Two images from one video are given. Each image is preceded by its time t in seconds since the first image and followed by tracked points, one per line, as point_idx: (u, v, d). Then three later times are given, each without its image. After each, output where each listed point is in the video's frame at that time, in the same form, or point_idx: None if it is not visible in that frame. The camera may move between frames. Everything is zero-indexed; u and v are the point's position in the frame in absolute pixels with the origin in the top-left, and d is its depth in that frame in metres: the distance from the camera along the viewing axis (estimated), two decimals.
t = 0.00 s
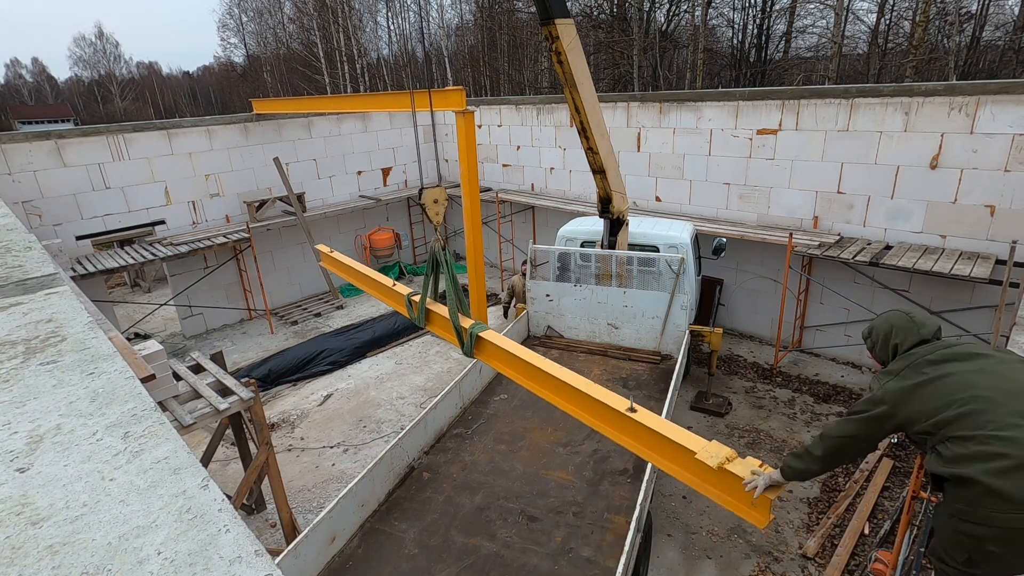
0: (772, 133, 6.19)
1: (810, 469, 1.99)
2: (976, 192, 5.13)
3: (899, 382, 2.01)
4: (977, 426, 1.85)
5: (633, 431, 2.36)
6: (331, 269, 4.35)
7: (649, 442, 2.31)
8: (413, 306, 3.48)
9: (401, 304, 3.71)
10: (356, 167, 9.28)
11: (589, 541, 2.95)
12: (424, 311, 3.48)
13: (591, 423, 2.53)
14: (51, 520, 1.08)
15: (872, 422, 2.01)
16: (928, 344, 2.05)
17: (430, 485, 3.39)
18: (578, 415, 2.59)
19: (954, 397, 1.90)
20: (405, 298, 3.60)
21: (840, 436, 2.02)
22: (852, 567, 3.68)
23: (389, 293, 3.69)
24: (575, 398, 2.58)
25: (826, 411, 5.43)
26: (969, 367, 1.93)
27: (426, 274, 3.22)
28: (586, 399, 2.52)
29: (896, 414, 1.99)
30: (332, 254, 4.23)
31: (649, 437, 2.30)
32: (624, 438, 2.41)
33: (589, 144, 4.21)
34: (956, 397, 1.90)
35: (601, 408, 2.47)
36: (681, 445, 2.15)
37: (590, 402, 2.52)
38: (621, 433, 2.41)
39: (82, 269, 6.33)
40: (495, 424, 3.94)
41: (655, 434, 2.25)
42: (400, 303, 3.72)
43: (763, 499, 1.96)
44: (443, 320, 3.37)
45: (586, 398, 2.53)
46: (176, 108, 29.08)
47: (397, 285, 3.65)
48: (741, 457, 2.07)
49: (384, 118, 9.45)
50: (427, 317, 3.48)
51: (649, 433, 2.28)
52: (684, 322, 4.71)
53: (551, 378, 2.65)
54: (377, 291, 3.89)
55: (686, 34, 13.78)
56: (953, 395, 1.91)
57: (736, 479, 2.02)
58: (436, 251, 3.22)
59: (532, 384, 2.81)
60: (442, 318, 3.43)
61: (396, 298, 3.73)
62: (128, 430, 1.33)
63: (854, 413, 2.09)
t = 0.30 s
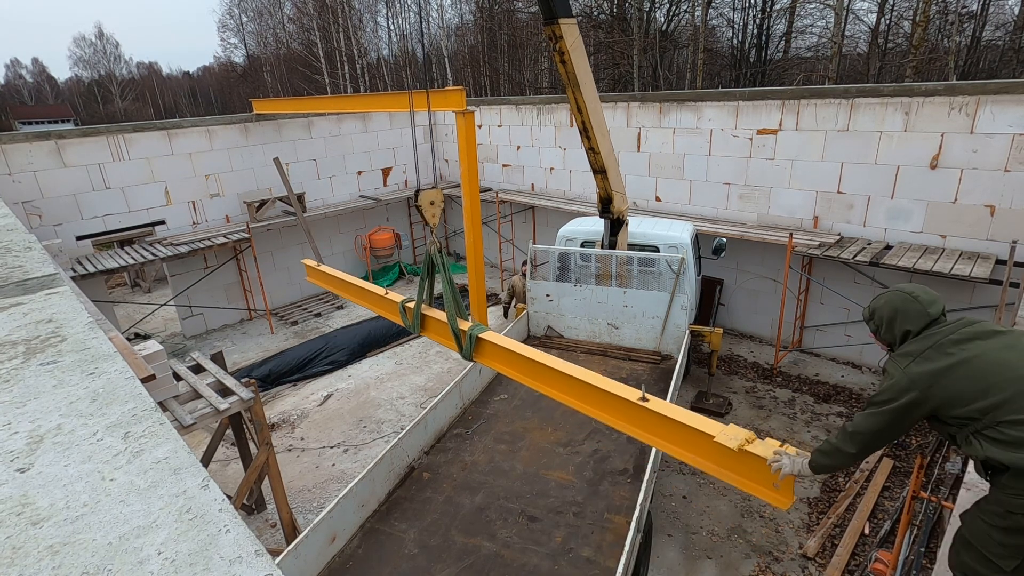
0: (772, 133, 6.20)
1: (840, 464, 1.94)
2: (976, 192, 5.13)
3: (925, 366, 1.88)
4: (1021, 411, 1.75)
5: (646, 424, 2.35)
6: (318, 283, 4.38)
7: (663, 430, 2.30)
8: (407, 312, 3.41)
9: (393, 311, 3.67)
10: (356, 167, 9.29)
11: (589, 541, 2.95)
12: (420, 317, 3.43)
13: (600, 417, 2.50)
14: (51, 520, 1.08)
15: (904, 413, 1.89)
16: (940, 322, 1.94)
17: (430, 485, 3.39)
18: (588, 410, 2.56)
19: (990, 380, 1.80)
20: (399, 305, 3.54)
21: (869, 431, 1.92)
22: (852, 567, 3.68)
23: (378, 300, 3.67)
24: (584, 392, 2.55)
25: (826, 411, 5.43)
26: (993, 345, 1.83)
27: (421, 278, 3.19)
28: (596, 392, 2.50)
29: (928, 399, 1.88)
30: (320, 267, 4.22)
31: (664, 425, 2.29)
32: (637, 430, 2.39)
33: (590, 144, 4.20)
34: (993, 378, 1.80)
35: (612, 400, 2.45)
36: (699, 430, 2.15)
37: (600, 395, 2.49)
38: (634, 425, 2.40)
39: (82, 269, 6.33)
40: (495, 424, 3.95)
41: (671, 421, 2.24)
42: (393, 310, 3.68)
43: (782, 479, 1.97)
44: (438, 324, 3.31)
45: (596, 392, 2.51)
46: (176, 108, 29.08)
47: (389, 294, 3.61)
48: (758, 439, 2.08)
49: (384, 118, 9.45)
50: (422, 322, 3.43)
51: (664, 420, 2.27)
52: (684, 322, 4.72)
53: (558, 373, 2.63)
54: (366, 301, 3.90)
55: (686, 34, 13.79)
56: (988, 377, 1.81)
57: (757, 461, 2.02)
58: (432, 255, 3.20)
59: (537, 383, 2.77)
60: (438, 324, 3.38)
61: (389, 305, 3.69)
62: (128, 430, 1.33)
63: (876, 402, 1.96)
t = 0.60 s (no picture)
0: (772, 133, 6.19)
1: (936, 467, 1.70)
2: (976, 192, 5.13)
3: (1005, 344, 1.68)
4: None
5: (729, 434, 2.30)
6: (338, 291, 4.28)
7: (747, 440, 2.27)
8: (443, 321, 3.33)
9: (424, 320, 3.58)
10: (356, 167, 9.29)
11: (589, 541, 2.95)
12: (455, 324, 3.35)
13: (675, 427, 2.46)
14: (51, 520, 1.08)
15: (984, 395, 1.70)
16: (1020, 298, 1.76)
17: (430, 485, 3.38)
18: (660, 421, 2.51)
19: None
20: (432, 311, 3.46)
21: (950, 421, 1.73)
22: (852, 567, 3.68)
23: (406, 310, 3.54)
24: (658, 403, 2.50)
25: (826, 411, 5.43)
26: None
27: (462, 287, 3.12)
28: (669, 402, 2.46)
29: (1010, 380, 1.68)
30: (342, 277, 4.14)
31: (748, 435, 2.26)
32: (717, 440, 2.35)
33: (596, 145, 4.20)
34: None
35: (687, 409, 2.41)
36: (791, 439, 2.11)
37: (674, 405, 2.46)
38: (715, 435, 2.36)
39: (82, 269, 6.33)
40: (495, 423, 3.95)
41: (758, 431, 2.21)
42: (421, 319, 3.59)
43: (889, 490, 1.93)
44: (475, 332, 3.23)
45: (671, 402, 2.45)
46: (176, 108, 29.08)
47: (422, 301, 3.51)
48: (858, 446, 2.04)
49: (384, 118, 9.44)
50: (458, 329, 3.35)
51: (748, 430, 2.24)
52: (684, 322, 4.74)
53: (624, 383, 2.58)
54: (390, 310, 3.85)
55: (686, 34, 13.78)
56: None
57: (860, 471, 1.98)
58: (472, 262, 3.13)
59: (600, 393, 2.72)
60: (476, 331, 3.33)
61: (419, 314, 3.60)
62: (128, 430, 1.33)
63: (957, 389, 1.76)
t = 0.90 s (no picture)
0: (772, 133, 6.20)
1: (991, 445, 1.75)
2: (976, 192, 5.13)
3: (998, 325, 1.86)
4: None
5: (807, 441, 2.13)
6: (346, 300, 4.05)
7: (831, 447, 2.09)
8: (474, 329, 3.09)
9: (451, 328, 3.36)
10: (356, 167, 9.29)
11: (589, 541, 2.95)
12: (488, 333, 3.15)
13: (755, 437, 2.26)
14: (51, 520, 1.08)
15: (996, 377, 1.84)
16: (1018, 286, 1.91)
17: (430, 485, 3.38)
18: (729, 429, 2.32)
19: None
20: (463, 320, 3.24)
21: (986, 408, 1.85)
22: (852, 567, 3.68)
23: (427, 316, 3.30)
24: (720, 407, 2.32)
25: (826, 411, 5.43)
26: None
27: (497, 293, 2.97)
28: (739, 409, 2.27)
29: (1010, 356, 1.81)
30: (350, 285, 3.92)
31: (833, 441, 2.07)
32: (798, 448, 2.17)
33: (602, 146, 4.19)
34: None
35: (760, 416, 2.23)
36: (885, 445, 1.94)
37: (744, 411, 2.26)
38: (789, 441, 2.18)
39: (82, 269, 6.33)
40: (495, 423, 3.95)
41: (845, 436, 2.03)
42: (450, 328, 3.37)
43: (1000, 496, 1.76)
44: (511, 340, 3.01)
45: (736, 408, 2.27)
46: (176, 108, 29.07)
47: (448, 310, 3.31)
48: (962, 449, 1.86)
49: (384, 118, 9.44)
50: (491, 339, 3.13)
51: (835, 436, 2.06)
52: (684, 322, 4.73)
53: (685, 390, 2.39)
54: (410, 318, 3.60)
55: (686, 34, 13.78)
56: None
57: (965, 475, 1.82)
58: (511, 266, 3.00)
59: (656, 401, 2.52)
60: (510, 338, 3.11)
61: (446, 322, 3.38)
62: (128, 430, 1.33)
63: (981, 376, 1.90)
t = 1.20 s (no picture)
0: (772, 133, 6.20)
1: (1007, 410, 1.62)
2: (976, 192, 5.13)
3: None
4: None
5: (850, 436, 2.12)
6: (337, 310, 3.97)
7: (879, 442, 2.07)
8: (485, 337, 3.05)
9: (459, 335, 3.30)
10: (356, 167, 9.28)
11: (589, 541, 2.95)
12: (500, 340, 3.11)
13: (795, 436, 2.24)
14: (51, 520, 1.08)
15: None
16: None
17: (430, 485, 3.38)
18: (770, 428, 2.30)
19: None
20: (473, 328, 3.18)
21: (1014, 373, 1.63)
22: (852, 567, 3.68)
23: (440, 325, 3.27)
24: (757, 407, 2.31)
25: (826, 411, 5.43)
26: None
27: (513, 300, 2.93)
28: (780, 407, 2.25)
29: None
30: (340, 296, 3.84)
31: (879, 434, 2.07)
32: (840, 444, 2.16)
33: (606, 145, 4.16)
34: None
35: (802, 414, 2.21)
36: (934, 435, 1.93)
37: (786, 410, 2.24)
38: (831, 437, 2.17)
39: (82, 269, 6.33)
40: (495, 423, 3.95)
41: (890, 429, 2.02)
42: (457, 335, 3.31)
43: None
44: (527, 347, 2.98)
45: (775, 406, 2.26)
46: (176, 108, 29.07)
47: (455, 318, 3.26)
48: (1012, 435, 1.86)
49: (384, 118, 9.44)
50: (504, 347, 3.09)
51: (879, 429, 2.05)
52: (684, 322, 4.73)
53: (722, 390, 2.37)
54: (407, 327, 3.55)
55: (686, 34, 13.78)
56: None
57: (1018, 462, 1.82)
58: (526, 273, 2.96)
59: (691, 403, 2.50)
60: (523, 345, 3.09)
61: (452, 329, 3.31)
62: (128, 431, 1.33)
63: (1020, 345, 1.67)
